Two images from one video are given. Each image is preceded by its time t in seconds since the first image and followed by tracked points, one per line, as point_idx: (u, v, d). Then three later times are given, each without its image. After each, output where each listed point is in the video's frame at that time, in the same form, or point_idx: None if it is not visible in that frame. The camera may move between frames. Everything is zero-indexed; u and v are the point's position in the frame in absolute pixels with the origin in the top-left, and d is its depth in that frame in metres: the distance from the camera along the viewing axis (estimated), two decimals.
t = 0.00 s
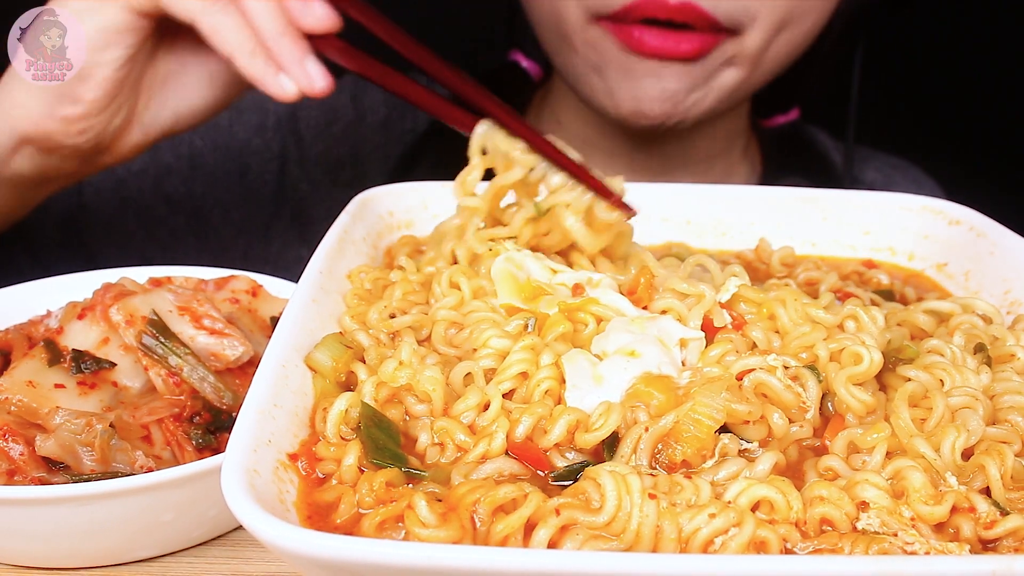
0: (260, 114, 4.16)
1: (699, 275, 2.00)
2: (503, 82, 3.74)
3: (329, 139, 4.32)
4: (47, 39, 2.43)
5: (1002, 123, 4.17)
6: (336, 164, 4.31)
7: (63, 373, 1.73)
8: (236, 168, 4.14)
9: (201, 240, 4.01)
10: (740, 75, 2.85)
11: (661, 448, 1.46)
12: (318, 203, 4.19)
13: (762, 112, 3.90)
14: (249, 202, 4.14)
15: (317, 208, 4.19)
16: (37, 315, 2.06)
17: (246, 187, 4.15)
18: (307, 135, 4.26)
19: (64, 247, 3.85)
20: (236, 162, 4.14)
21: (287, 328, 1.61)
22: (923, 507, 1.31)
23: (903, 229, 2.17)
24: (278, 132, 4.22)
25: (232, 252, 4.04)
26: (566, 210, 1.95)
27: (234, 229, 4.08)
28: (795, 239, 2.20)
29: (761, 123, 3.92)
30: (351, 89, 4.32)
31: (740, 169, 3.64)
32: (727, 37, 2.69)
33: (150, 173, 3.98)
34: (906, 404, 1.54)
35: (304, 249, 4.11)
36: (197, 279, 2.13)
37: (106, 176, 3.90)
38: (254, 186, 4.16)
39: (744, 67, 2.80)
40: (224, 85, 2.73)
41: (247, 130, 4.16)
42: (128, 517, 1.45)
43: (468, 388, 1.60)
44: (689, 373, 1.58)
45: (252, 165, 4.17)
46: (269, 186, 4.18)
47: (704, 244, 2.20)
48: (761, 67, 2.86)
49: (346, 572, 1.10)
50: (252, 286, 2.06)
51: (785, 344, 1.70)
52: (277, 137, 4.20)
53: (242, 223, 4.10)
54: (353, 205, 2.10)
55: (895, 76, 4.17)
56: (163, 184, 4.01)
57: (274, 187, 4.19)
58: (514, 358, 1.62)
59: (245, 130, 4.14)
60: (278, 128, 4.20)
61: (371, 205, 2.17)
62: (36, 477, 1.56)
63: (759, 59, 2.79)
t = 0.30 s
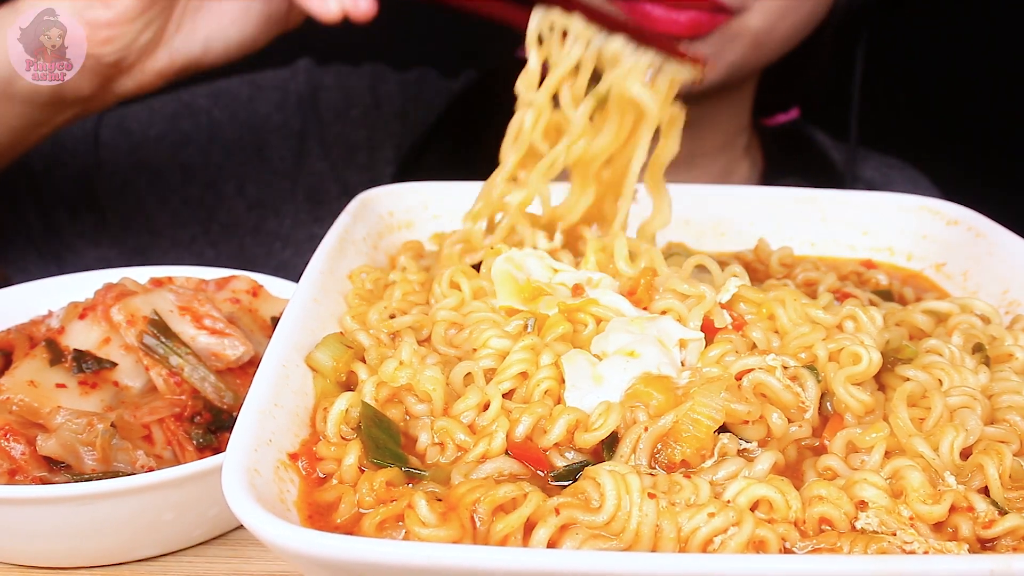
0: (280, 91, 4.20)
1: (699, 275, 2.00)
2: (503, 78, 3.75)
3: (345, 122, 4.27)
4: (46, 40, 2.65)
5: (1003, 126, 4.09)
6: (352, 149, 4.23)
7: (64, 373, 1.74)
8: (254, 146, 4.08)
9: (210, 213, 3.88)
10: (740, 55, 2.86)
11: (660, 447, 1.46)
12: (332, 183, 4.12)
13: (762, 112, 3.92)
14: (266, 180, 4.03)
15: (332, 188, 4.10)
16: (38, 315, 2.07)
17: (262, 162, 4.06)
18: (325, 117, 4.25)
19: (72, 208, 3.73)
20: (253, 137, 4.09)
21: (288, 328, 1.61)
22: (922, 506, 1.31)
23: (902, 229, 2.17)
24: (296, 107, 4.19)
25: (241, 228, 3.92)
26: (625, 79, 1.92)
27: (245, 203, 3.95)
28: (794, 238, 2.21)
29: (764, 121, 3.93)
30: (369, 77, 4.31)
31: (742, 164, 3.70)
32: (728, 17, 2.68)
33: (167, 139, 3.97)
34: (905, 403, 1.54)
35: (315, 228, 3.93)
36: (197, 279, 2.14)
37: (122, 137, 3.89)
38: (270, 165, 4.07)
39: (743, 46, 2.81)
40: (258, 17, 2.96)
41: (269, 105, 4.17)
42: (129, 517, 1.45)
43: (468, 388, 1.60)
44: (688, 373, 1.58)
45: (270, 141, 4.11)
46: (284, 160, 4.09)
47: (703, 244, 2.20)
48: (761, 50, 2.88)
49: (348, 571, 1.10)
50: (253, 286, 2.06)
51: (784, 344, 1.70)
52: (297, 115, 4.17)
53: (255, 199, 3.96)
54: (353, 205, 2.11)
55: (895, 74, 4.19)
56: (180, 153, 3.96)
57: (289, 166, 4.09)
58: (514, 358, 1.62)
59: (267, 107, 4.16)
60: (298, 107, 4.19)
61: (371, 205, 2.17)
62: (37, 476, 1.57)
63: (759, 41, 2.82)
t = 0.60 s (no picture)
0: (282, 82, 3.63)
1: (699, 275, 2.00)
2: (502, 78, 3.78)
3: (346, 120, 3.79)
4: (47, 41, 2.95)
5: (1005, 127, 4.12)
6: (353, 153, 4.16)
7: (64, 373, 1.73)
8: (253, 136, 3.63)
9: (215, 206, 3.64)
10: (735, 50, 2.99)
11: (660, 447, 1.46)
12: (336, 176, 3.80)
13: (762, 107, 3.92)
14: (267, 174, 3.69)
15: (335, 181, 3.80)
16: (38, 316, 2.07)
17: (261, 154, 3.66)
18: (326, 111, 3.76)
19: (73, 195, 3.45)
20: (257, 131, 3.63)
21: (288, 328, 1.61)
22: (922, 506, 1.31)
23: (902, 229, 2.17)
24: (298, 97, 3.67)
25: (242, 220, 3.71)
26: None
27: (246, 195, 3.68)
28: (794, 238, 2.21)
29: (760, 117, 3.96)
30: (373, 72, 3.74)
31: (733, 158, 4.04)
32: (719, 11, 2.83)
33: (167, 131, 3.47)
34: (905, 403, 1.54)
35: (317, 222, 3.76)
36: (197, 279, 2.14)
37: (123, 127, 3.40)
38: (271, 158, 3.68)
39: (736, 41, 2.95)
40: None
41: (256, 85, 3.57)
42: (128, 517, 1.45)
43: (467, 388, 1.60)
44: (688, 373, 1.58)
45: (265, 133, 3.64)
46: (286, 153, 3.70)
47: (704, 244, 2.20)
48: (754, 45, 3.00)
49: (349, 571, 1.10)
50: (253, 286, 2.06)
51: (784, 344, 1.70)
52: (298, 107, 3.68)
53: (258, 192, 3.69)
54: (353, 205, 2.11)
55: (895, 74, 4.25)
56: (183, 143, 3.51)
57: (291, 160, 3.71)
58: (514, 358, 1.62)
59: (268, 95, 3.60)
60: (300, 101, 3.68)
61: (371, 205, 2.18)
62: (37, 477, 1.57)
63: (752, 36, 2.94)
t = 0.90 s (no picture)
0: (281, 80, 3.60)
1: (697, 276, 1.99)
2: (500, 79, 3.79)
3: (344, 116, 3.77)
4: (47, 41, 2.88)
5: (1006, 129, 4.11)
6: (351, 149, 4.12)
7: (64, 373, 1.73)
8: (251, 129, 3.60)
9: (209, 202, 3.66)
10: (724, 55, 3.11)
11: (660, 447, 1.46)
12: (333, 173, 3.78)
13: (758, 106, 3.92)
14: (263, 170, 3.67)
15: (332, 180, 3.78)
16: (38, 316, 2.07)
17: (257, 149, 3.64)
18: (325, 108, 3.75)
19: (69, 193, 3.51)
20: (254, 126, 3.60)
21: (288, 328, 1.61)
22: (922, 506, 1.31)
23: (902, 229, 2.17)
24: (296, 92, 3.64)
25: (237, 216, 3.72)
26: None
27: (242, 190, 3.68)
28: (795, 238, 2.21)
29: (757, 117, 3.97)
30: (372, 71, 3.71)
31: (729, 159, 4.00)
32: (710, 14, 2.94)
33: (165, 125, 3.47)
34: (905, 403, 1.54)
35: (314, 217, 3.75)
36: (197, 279, 2.14)
37: (121, 119, 3.41)
38: (267, 155, 3.66)
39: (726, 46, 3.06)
40: None
41: (256, 82, 3.56)
42: (128, 517, 1.45)
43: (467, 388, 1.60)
44: (688, 372, 1.58)
45: (262, 129, 3.62)
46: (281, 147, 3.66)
47: (704, 244, 2.21)
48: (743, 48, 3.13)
49: (349, 571, 1.10)
50: (253, 286, 2.06)
51: (783, 344, 1.70)
52: (297, 101, 3.65)
53: (253, 186, 3.68)
54: (353, 205, 2.11)
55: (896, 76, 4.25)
56: (180, 137, 3.51)
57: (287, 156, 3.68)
58: (514, 358, 1.62)
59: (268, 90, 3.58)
60: (299, 95, 3.64)
61: (371, 205, 2.18)
62: (37, 477, 1.57)
63: (740, 39, 3.06)
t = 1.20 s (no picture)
0: (275, 79, 3.95)
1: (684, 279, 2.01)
2: (498, 78, 3.77)
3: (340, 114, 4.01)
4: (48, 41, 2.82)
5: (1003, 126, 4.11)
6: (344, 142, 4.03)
7: (63, 373, 1.73)
8: (245, 131, 3.95)
9: (200, 196, 3.94)
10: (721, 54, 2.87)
11: (664, 450, 1.46)
12: (328, 171, 4.00)
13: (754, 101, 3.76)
14: (258, 164, 3.97)
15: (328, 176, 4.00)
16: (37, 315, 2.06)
17: (254, 148, 3.96)
18: (321, 106, 4.02)
19: (66, 190, 3.84)
20: (249, 124, 3.95)
21: (287, 328, 1.61)
22: (924, 507, 1.31)
23: (903, 228, 2.17)
24: (296, 93, 3.98)
25: (232, 211, 3.99)
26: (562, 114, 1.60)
27: (236, 187, 3.96)
28: (795, 238, 2.20)
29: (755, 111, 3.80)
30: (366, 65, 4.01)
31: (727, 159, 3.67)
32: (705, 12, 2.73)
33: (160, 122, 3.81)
34: (906, 404, 1.54)
35: (307, 215, 3.99)
36: (197, 278, 2.13)
37: (115, 119, 3.77)
38: (263, 153, 3.97)
39: (723, 43, 2.83)
40: None
41: (263, 90, 3.94)
42: (128, 517, 1.45)
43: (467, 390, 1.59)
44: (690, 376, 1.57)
45: (263, 128, 3.98)
46: (279, 147, 3.99)
47: (704, 243, 2.20)
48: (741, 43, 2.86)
49: (346, 572, 1.09)
50: (252, 286, 2.06)
51: (784, 344, 1.69)
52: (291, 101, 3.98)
53: (249, 183, 3.96)
54: (352, 205, 2.10)
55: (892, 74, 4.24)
56: (174, 135, 3.85)
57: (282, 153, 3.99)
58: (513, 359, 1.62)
59: (262, 94, 3.94)
60: (294, 95, 3.98)
61: (371, 205, 2.17)
62: (36, 477, 1.56)
63: (740, 33, 2.81)
